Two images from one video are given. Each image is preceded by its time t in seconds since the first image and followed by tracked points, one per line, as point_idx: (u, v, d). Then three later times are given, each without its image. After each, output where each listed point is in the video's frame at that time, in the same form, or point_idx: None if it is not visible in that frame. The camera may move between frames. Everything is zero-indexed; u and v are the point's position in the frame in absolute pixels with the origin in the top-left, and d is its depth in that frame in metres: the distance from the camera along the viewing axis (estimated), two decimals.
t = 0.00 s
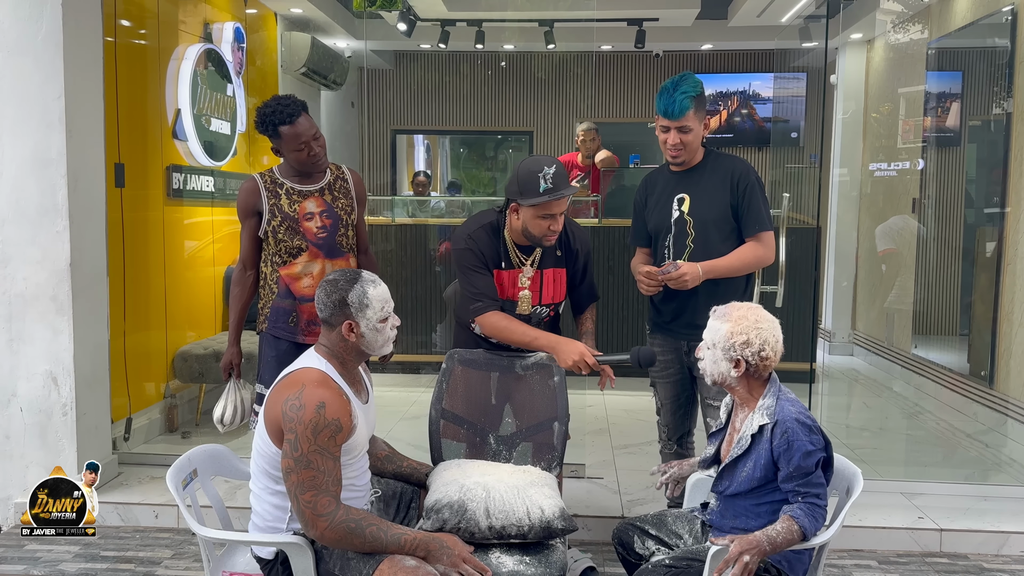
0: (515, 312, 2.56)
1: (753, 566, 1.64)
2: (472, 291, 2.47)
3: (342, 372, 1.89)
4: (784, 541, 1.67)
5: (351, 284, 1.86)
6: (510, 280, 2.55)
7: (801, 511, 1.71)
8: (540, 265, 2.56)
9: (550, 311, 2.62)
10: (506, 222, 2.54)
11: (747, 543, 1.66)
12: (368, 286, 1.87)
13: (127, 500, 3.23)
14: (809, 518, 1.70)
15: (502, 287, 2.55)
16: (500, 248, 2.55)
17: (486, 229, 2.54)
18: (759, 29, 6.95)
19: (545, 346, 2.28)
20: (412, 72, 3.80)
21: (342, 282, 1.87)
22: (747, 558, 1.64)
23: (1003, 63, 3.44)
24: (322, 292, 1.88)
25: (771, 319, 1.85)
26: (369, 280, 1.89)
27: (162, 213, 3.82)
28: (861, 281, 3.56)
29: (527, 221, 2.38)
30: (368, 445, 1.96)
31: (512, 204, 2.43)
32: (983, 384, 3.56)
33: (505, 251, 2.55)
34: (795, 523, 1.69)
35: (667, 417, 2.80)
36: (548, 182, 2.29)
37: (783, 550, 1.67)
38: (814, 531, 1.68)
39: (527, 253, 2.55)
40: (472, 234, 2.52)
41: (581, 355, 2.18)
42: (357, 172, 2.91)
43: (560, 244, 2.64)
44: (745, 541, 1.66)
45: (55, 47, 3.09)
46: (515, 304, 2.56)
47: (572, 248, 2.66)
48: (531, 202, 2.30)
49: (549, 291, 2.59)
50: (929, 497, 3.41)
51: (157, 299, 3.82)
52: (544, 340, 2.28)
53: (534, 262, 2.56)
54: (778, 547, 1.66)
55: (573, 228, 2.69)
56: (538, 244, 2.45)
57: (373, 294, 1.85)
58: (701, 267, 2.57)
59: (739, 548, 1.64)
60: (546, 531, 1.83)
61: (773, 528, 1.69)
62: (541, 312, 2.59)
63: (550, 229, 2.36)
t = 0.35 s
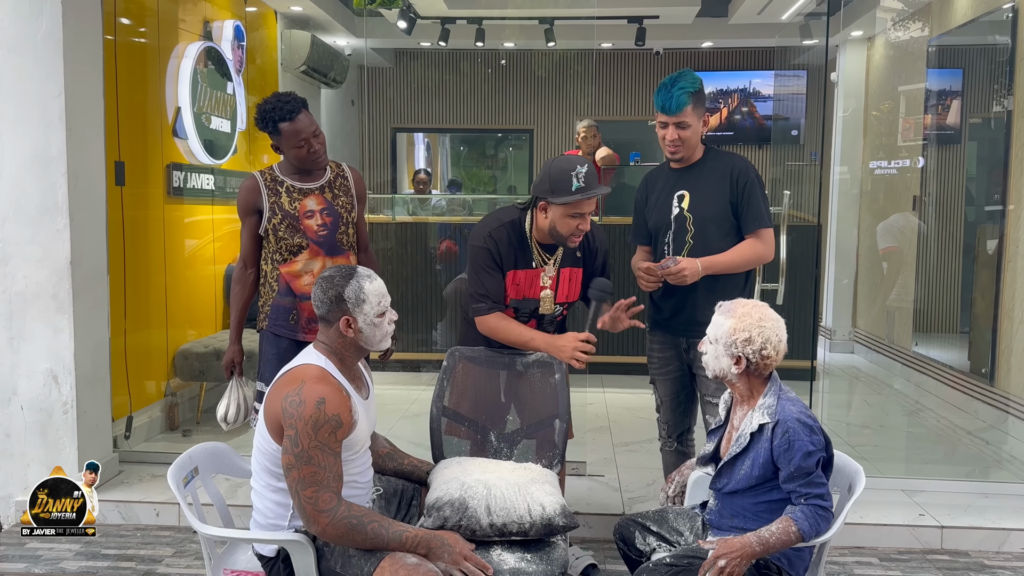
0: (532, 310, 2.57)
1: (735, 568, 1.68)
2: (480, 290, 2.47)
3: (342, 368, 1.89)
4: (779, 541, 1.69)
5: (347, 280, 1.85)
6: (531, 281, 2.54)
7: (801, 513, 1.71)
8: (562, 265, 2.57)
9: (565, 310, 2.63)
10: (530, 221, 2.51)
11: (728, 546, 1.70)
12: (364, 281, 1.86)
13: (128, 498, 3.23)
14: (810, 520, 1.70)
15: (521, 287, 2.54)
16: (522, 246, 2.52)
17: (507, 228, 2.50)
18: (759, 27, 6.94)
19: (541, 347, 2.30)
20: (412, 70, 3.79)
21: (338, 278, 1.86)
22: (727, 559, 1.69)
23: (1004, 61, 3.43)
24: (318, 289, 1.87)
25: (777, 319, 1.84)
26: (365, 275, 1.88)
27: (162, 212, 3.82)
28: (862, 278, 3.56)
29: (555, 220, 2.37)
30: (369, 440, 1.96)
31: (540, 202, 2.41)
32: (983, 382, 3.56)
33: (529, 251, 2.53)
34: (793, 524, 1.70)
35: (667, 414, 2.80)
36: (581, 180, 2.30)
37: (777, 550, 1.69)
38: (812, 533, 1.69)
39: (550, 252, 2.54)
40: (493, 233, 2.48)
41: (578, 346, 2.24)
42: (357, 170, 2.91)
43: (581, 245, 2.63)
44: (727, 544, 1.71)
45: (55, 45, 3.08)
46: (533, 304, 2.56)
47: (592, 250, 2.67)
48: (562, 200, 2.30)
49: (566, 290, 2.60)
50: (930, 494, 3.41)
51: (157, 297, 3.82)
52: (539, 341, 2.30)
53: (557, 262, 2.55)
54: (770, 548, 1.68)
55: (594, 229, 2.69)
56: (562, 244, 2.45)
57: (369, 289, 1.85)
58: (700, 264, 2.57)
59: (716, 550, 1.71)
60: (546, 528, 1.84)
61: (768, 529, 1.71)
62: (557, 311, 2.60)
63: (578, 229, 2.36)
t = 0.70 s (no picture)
0: (532, 308, 2.55)
1: (735, 564, 1.69)
2: (471, 286, 2.49)
3: (342, 367, 1.89)
4: (779, 539, 1.69)
5: (344, 278, 1.86)
6: (527, 277, 2.54)
7: (802, 512, 1.71)
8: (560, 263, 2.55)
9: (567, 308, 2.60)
10: (528, 218, 2.51)
11: (728, 543, 1.71)
12: (360, 280, 1.86)
13: (128, 497, 3.23)
14: (811, 519, 1.70)
15: (517, 284, 2.54)
16: (519, 242, 2.52)
17: (505, 225, 2.51)
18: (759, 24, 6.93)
19: (530, 333, 2.36)
20: (412, 68, 3.79)
21: (335, 277, 1.86)
22: (726, 555, 1.69)
23: (1004, 57, 3.42)
24: (314, 287, 1.88)
25: (784, 322, 1.83)
26: (362, 273, 1.88)
27: (162, 210, 3.82)
28: (862, 275, 3.56)
29: (553, 217, 2.37)
30: (369, 436, 1.96)
31: (538, 199, 2.42)
32: (983, 378, 3.56)
33: (527, 249, 2.53)
34: (793, 523, 1.70)
35: (667, 412, 2.80)
36: (579, 177, 2.30)
37: (777, 548, 1.70)
38: (813, 532, 1.69)
39: (548, 249, 2.54)
40: (489, 230, 2.49)
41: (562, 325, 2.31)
42: (356, 168, 2.91)
43: (580, 243, 2.63)
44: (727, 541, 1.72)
45: (55, 44, 3.08)
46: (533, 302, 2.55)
47: (592, 248, 2.66)
48: (560, 196, 2.30)
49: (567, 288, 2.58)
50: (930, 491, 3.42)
51: (157, 295, 3.83)
52: (527, 328, 2.37)
53: (555, 260, 2.55)
54: (771, 545, 1.69)
55: (594, 226, 2.68)
56: (560, 242, 2.45)
57: (366, 288, 1.85)
58: (700, 261, 2.56)
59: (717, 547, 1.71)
60: (546, 526, 1.84)
61: (768, 527, 1.71)
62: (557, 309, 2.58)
63: (576, 226, 2.36)
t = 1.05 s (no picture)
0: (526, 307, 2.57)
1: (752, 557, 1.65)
2: (467, 284, 2.50)
3: (339, 365, 1.89)
4: (785, 536, 1.67)
5: (345, 277, 1.85)
6: (520, 276, 2.54)
7: (802, 508, 1.70)
8: (555, 262, 2.55)
9: (562, 306, 2.59)
10: (522, 217, 2.52)
11: (747, 534, 1.67)
12: (361, 279, 1.86)
13: (127, 495, 3.23)
14: (811, 515, 1.69)
15: (511, 283, 2.55)
16: (512, 240, 2.53)
17: (499, 223, 2.52)
18: (758, 22, 6.92)
19: (524, 333, 2.37)
20: (410, 65, 3.78)
21: (336, 274, 1.86)
22: (748, 546, 1.65)
23: (1003, 54, 3.43)
24: (315, 283, 1.88)
25: (761, 326, 1.82)
26: (363, 272, 1.88)
27: (160, 208, 3.82)
28: (861, 273, 3.56)
29: (546, 217, 2.37)
30: (366, 435, 1.97)
31: (532, 199, 2.42)
32: (982, 376, 3.56)
33: (521, 247, 2.54)
34: (796, 519, 1.68)
35: (666, 410, 2.80)
36: (572, 177, 2.29)
37: (783, 546, 1.67)
38: (814, 528, 1.68)
39: (542, 248, 2.54)
40: (483, 228, 2.50)
41: (556, 329, 2.32)
42: (355, 166, 2.91)
43: (575, 242, 2.63)
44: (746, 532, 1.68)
45: (52, 41, 3.07)
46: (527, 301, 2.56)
47: (588, 247, 2.65)
48: (552, 197, 2.29)
49: (561, 286, 2.57)
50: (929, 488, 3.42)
51: (156, 293, 3.83)
52: (522, 327, 2.38)
53: (549, 258, 2.54)
54: (779, 542, 1.66)
55: (589, 224, 2.68)
56: (555, 240, 2.45)
57: (367, 288, 1.85)
58: (698, 257, 2.56)
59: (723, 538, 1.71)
60: (546, 523, 1.83)
61: (773, 523, 1.69)
62: (552, 307, 2.57)
63: (570, 225, 2.36)
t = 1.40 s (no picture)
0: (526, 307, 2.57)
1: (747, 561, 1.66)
2: (476, 286, 2.47)
3: (337, 364, 1.89)
4: (780, 536, 1.68)
5: (344, 275, 1.85)
6: (521, 277, 2.53)
7: (799, 506, 1.71)
8: (553, 262, 2.55)
9: (560, 305, 2.63)
10: (520, 216, 2.51)
11: (740, 537, 1.68)
12: (360, 278, 1.85)
13: (125, 493, 3.23)
14: (806, 512, 1.70)
15: (511, 283, 2.54)
16: (512, 241, 2.52)
17: (499, 223, 2.50)
18: (756, 19, 6.92)
19: (543, 341, 2.34)
20: (408, 63, 3.77)
21: (335, 273, 1.86)
22: (742, 551, 1.66)
23: (1002, 52, 3.44)
24: (314, 282, 1.87)
25: (765, 309, 1.86)
26: (362, 271, 1.87)
27: (158, 206, 3.81)
28: (860, 271, 3.55)
29: (543, 217, 2.36)
30: (363, 434, 1.96)
31: (529, 199, 2.41)
32: (980, 373, 3.57)
33: (520, 247, 2.52)
34: (792, 518, 1.69)
35: (664, 407, 2.79)
36: (569, 178, 2.28)
37: (778, 545, 1.68)
38: (811, 526, 1.68)
39: (540, 248, 2.53)
40: (484, 229, 2.47)
41: (580, 349, 2.26)
42: (353, 164, 2.90)
43: (573, 241, 2.64)
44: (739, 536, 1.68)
45: (50, 38, 3.06)
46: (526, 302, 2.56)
47: (585, 246, 2.66)
48: (550, 197, 2.29)
49: (560, 286, 2.59)
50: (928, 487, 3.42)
51: (153, 291, 3.82)
52: (541, 335, 2.34)
53: (548, 258, 2.54)
54: (773, 542, 1.67)
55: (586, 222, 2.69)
56: (552, 239, 2.44)
57: (365, 287, 1.84)
58: (696, 255, 2.56)
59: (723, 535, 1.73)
60: (544, 522, 1.83)
61: (769, 523, 1.69)
62: (551, 306, 2.59)
63: (567, 226, 2.36)
